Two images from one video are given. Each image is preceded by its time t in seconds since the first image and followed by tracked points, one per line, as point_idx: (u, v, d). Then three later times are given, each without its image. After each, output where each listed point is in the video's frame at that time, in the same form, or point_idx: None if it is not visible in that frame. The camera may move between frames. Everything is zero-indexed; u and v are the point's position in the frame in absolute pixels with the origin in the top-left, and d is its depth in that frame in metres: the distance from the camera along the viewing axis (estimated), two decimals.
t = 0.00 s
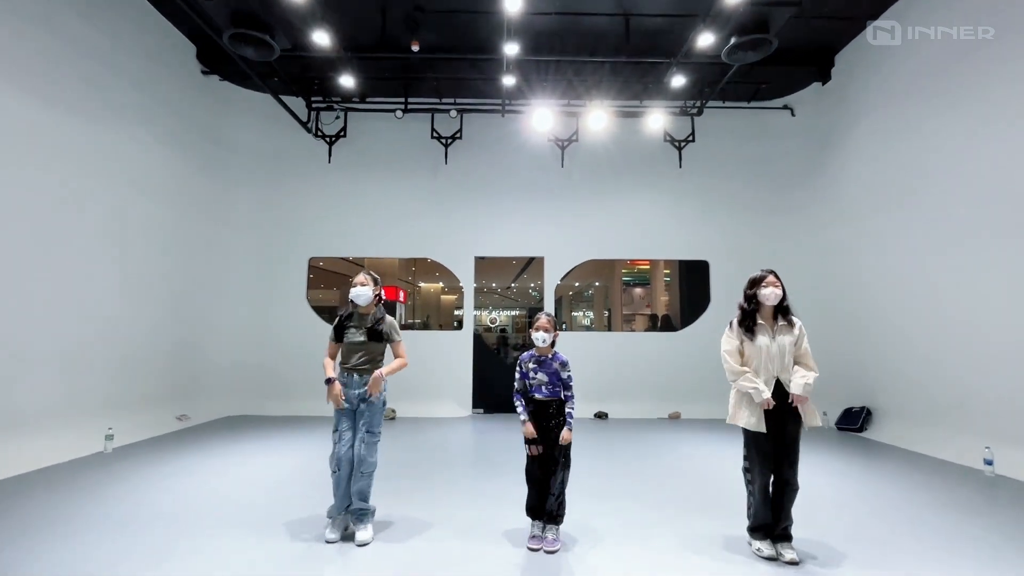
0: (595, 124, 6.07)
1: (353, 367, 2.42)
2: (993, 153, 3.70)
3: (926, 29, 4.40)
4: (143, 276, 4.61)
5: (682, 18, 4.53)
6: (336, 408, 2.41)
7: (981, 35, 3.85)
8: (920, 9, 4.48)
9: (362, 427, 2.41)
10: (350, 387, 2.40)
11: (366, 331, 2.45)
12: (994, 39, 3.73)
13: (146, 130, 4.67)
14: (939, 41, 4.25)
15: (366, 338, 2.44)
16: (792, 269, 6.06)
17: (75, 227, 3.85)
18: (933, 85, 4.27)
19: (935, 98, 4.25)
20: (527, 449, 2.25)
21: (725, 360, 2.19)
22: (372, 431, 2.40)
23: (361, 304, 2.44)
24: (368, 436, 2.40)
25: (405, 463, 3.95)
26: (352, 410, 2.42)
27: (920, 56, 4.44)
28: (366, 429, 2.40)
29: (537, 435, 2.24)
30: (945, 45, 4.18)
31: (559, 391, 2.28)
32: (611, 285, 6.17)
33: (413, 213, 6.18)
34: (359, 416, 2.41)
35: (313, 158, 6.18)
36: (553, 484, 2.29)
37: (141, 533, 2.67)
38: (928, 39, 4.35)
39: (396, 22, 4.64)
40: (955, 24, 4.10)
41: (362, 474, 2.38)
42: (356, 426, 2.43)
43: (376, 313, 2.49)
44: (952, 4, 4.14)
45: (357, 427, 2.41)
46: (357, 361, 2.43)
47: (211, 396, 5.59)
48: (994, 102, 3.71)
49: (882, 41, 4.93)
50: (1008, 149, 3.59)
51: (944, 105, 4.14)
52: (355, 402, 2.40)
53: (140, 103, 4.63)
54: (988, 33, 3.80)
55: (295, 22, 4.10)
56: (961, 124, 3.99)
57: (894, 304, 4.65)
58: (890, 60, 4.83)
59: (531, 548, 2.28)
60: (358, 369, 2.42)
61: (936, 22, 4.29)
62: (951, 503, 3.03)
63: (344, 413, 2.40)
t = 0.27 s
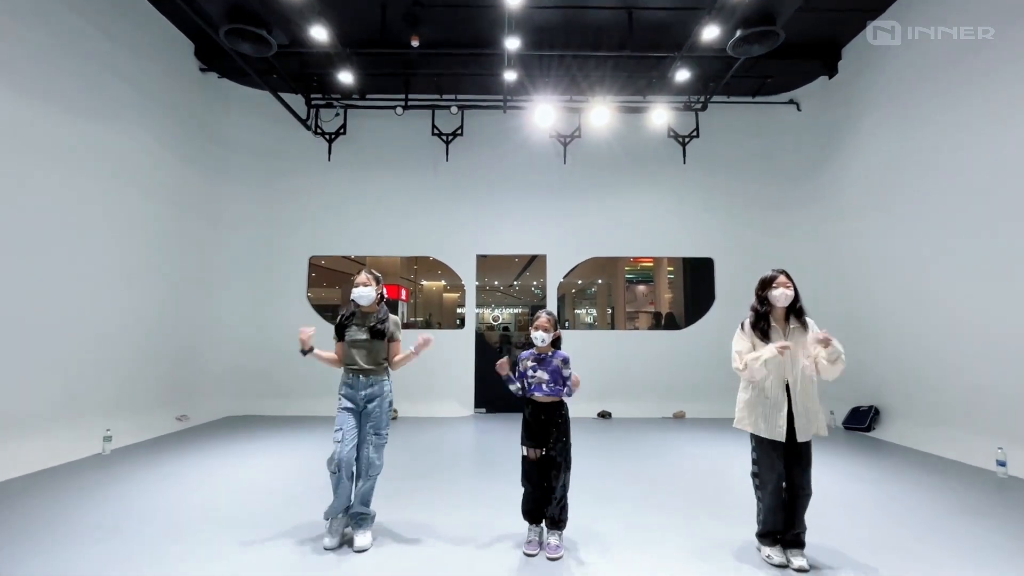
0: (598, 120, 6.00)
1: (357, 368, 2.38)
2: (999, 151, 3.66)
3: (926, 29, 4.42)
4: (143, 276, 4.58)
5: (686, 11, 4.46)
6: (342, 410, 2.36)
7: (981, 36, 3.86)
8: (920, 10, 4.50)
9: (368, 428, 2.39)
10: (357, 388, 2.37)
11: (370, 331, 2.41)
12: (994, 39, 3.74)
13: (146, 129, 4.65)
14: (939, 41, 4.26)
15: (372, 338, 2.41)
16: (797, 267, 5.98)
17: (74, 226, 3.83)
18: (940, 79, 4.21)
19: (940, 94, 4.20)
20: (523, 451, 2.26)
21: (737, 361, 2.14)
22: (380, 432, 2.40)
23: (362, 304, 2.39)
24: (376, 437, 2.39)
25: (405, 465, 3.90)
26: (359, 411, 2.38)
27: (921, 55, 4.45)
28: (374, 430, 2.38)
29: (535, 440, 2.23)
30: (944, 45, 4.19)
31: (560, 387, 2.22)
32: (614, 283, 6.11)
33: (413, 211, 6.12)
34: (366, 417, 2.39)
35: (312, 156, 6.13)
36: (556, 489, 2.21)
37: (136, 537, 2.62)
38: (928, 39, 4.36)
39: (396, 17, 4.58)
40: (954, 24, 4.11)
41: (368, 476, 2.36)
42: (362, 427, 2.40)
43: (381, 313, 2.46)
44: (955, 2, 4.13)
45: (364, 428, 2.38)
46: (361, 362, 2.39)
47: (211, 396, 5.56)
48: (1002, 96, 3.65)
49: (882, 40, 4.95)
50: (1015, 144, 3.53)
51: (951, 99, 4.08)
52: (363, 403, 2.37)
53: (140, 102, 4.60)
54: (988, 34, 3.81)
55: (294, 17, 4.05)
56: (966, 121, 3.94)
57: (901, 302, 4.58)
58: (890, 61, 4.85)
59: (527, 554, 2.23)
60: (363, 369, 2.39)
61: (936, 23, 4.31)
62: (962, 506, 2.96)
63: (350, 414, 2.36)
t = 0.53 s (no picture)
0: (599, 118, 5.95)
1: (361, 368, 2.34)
2: (1002, 149, 3.62)
3: (926, 29, 4.40)
4: (142, 276, 4.56)
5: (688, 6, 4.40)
6: (348, 412, 2.29)
7: (981, 36, 3.83)
8: (922, 9, 4.47)
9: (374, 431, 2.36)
10: (364, 389, 2.33)
11: (374, 331, 2.39)
12: (995, 39, 3.71)
13: (144, 129, 4.63)
14: (939, 41, 4.23)
15: (378, 337, 2.39)
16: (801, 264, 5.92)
17: (73, 227, 3.81)
18: (943, 75, 4.17)
19: (943, 91, 4.16)
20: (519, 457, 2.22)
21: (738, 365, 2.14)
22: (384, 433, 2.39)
23: (363, 303, 2.37)
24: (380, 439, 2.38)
25: (406, 466, 3.88)
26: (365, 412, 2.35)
27: (921, 54, 4.43)
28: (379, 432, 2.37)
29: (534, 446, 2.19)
30: (944, 45, 4.17)
31: (560, 396, 2.20)
32: (616, 281, 6.07)
33: (414, 210, 6.10)
34: (371, 419, 2.36)
35: (312, 155, 6.11)
36: (558, 494, 2.18)
37: (134, 540, 2.60)
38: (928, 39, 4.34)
39: (394, 14, 4.54)
40: (954, 24, 4.09)
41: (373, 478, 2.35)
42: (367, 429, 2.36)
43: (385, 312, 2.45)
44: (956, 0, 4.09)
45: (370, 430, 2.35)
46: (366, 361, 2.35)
47: (212, 397, 5.56)
48: (1006, 92, 3.61)
49: (882, 40, 4.95)
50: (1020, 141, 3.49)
51: (954, 96, 4.03)
52: (369, 404, 2.33)
53: (139, 102, 4.58)
54: (988, 33, 3.78)
55: (292, 15, 4.01)
56: (969, 118, 3.90)
57: (906, 300, 4.53)
58: (890, 61, 4.83)
59: (530, 558, 2.19)
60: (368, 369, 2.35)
61: (936, 23, 4.29)
62: (969, 507, 2.92)
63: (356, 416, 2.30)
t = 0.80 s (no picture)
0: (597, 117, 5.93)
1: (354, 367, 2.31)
2: (1001, 149, 3.61)
3: (926, 29, 4.38)
4: (137, 277, 4.53)
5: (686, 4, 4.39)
6: (342, 412, 2.26)
7: (981, 36, 3.81)
8: (922, 9, 4.45)
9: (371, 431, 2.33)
10: (357, 389, 2.30)
11: (368, 329, 2.35)
12: (995, 39, 3.69)
13: (139, 129, 4.59)
14: (939, 41, 4.21)
15: (371, 335, 2.35)
16: (798, 263, 5.93)
17: (67, 227, 3.77)
18: (942, 74, 4.16)
19: (941, 91, 4.16)
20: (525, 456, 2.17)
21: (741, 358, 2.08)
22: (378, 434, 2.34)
23: (354, 300, 2.34)
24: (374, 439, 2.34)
25: (403, 467, 3.86)
26: (361, 412, 2.31)
27: (921, 54, 4.40)
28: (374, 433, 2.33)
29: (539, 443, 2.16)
30: (944, 45, 4.15)
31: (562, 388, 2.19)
32: (614, 281, 6.06)
33: (411, 209, 6.07)
34: (366, 418, 2.33)
35: (308, 154, 6.08)
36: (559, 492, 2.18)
37: (129, 542, 2.58)
38: (928, 39, 4.31)
39: (391, 12, 4.51)
40: (954, 24, 4.07)
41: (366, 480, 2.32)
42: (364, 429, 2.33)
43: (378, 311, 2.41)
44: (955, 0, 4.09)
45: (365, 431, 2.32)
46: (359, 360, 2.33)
47: (209, 397, 5.53)
48: (1005, 91, 3.60)
49: (882, 41, 4.91)
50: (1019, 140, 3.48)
51: (953, 95, 4.03)
52: (364, 403, 2.30)
53: (133, 101, 4.54)
54: (988, 33, 3.76)
55: (287, 14, 3.98)
56: (967, 118, 3.90)
57: (904, 299, 4.53)
58: (890, 60, 4.80)
59: (526, 563, 2.17)
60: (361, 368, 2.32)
61: (936, 23, 4.27)
62: (968, 506, 2.92)
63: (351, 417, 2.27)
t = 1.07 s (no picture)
0: (595, 116, 5.92)
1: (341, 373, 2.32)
2: (1001, 149, 3.61)
3: (926, 29, 4.37)
4: (135, 279, 4.52)
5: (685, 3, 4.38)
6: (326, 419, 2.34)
7: (981, 36, 3.80)
8: (922, 8, 4.44)
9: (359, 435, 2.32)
10: (337, 398, 2.32)
11: (354, 336, 2.35)
12: (995, 39, 3.69)
13: (136, 130, 4.58)
14: (939, 41, 4.20)
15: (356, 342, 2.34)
16: (797, 263, 5.93)
17: (63, 228, 3.76)
18: (942, 74, 4.15)
19: (939, 90, 4.16)
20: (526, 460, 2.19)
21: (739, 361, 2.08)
22: (365, 440, 2.31)
23: (348, 306, 2.35)
24: (361, 446, 2.31)
25: (401, 468, 3.85)
26: (343, 419, 2.33)
27: (921, 54, 4.39)
28: (359, 439, 2.30)
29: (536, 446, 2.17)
30: (944, 45, 4.14)
31: (551, 400, 2.18)
32: (613, 280, 6.06)
33: (410, 209, 6.06)
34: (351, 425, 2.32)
35: (307, 155, 6.06)
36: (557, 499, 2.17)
37: (127, 545, 2.58)
38: (928, 39, 4.30)
39: (389, 13, 4.50)
40: (954, 24, 4.05)
41: (354, 487, 2.28)
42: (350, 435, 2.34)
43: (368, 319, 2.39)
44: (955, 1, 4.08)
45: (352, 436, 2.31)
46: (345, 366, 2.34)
47: (207, 398, 5.52)
48: (1005, 91, 3.59)
49: (882, 41, 4.89)
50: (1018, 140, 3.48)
51: (953, 94, 4.02)
52: (346, 410, 2.31)
53: (130, 102, 4.53)
54: (988, 33, 3.75)
55: (285, 14, 3.96)
56: (966, 117, 3.90)
57: (903, 298, 4.53)
58: (889, 60, 4.78)
59: (531, 564, 2.16)
60: (347, 374, 2.33)
61: (935, 23, 4.26)
62: (967, 506, 2.92)
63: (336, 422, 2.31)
